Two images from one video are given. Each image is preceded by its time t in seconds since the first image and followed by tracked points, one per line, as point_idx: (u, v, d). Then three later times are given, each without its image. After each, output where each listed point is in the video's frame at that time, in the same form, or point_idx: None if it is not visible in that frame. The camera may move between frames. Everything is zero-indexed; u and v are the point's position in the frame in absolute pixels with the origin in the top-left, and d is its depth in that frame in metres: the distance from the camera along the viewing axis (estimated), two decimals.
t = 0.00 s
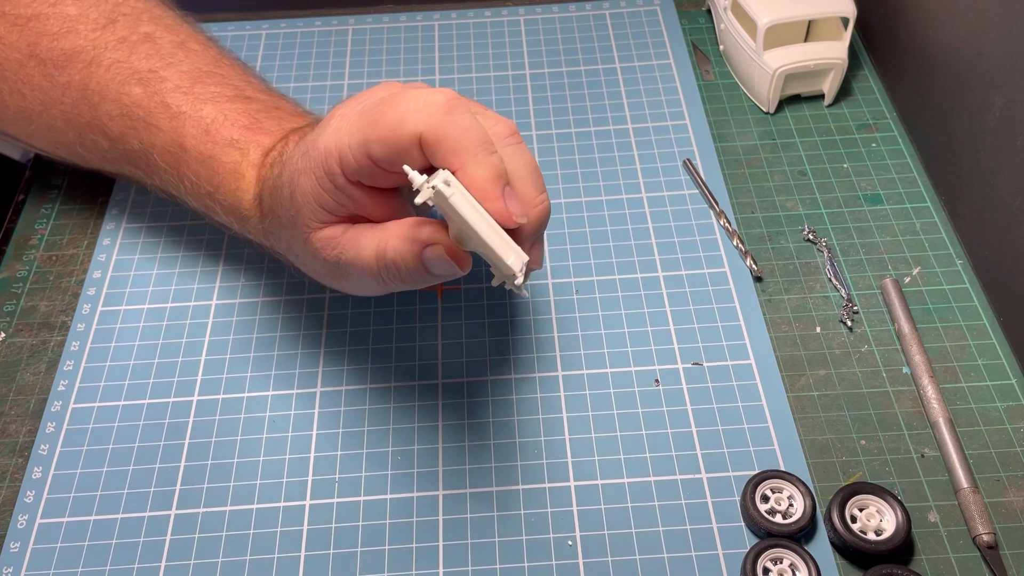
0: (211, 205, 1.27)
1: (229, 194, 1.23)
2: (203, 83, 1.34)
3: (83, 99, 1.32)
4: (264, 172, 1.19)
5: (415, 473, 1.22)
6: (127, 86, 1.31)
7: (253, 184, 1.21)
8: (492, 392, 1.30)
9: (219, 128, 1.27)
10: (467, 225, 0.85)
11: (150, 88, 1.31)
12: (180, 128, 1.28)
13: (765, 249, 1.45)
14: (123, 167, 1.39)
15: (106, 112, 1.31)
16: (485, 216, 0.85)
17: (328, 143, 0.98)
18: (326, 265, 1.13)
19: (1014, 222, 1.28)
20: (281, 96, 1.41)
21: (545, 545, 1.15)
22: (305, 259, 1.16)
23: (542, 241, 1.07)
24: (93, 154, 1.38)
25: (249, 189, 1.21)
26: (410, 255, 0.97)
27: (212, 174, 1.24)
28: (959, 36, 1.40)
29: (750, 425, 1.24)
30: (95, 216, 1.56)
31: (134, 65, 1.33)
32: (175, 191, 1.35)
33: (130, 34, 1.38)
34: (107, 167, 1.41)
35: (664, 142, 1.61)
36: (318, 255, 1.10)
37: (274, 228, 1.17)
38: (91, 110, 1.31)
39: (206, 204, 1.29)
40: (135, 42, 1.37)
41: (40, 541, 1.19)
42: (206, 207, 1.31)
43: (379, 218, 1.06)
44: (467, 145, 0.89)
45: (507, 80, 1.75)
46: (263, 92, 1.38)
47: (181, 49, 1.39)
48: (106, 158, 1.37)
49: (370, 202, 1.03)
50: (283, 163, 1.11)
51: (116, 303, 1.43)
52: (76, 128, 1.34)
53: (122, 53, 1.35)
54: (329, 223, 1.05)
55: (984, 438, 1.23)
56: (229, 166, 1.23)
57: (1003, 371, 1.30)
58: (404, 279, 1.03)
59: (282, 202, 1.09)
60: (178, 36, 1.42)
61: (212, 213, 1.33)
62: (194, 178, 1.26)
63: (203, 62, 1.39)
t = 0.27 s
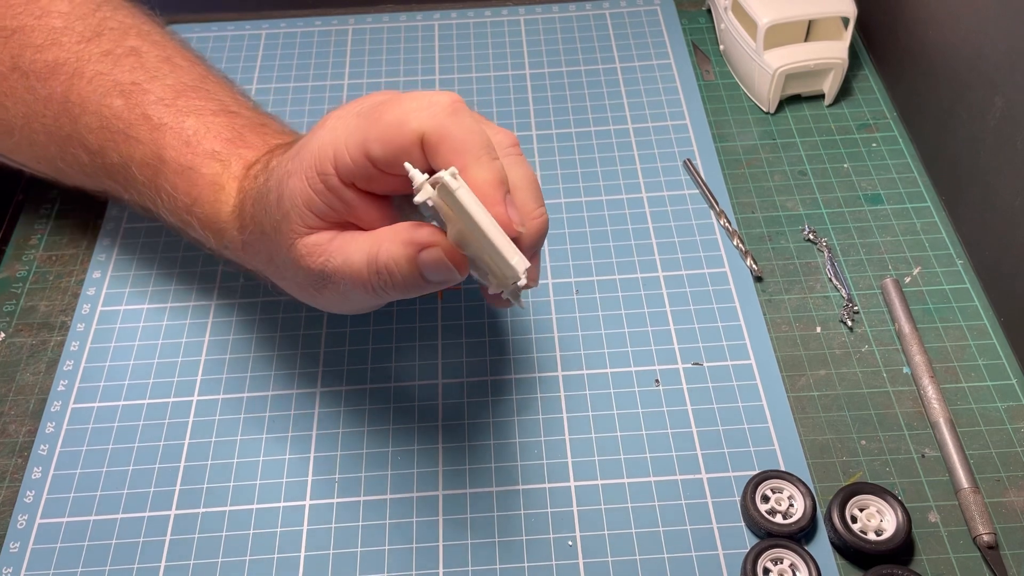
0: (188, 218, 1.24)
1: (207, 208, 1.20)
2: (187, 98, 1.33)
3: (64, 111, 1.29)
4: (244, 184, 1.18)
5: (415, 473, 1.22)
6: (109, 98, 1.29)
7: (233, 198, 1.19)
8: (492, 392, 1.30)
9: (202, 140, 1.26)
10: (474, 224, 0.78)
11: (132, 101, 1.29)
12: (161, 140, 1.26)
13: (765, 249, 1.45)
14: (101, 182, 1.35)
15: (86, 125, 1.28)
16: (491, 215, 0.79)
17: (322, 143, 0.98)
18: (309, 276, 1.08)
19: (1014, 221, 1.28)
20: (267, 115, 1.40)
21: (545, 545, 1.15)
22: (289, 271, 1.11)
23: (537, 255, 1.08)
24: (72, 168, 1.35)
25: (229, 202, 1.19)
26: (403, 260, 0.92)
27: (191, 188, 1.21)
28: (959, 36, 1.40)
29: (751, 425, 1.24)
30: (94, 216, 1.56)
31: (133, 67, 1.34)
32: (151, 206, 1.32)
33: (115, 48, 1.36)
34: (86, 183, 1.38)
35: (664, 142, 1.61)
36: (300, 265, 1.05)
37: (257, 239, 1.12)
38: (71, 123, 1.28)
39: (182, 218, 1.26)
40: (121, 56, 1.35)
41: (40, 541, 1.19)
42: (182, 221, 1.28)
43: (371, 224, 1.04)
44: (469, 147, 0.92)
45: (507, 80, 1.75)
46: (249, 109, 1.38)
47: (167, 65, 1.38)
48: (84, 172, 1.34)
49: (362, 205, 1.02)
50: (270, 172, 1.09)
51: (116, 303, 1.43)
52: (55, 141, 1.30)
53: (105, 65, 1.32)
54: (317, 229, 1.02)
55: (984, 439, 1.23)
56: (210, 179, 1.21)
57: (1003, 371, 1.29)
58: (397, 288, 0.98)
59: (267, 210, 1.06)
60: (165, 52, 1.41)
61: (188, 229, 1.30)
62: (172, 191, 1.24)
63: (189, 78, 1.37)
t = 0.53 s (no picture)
0: (167, 220, 1.23)
1: (190, 207, 1.20)
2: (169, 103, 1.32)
3: (43, 116, 1.27)
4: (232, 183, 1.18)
5: (415, 473, 1.22)
6: (90, 100, 1.28)
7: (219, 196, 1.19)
8: (493, 392, 1.30)
9: (185, 140, 1.26)
10: (515, 207, 0.76)
11: (113, 103, 1.28)
12: (142, 141, 1.25)
13: (765, 249, 1.45)
14: (79, 188, 1.34)
15: (65, 128, 1.27)
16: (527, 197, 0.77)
17: (338, 130, 0.99)
18: (308, 273, 1.03)
19: (1014, 221, 1.28)
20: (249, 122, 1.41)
21: (545, 545, 1.15)
22: (286, 271, 1.06)
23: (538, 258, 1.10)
24: (51, 174, 1.33)
25: (213, 201, 1.19)
26: (429, 242, 0.90)
27: (172, 190, 1.21)
28: (959, 35, 1.40)
29: (751, 425, 1.24)
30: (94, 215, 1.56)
31: (132, 74, 1.34)
32: (129, 211, 1.30)
33: (98, 52, 1.36)
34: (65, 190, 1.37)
35: (664, 142, 1.61)
36: (302, 259, 1.00)
37: (252, 238, 1.07)
38: (51, 127, 1.27)
39: (162, 221, 1.24)
40: (103, 60, 1.35)
41: (40, 541, 1.19)
42: (160, 225, 1.26)
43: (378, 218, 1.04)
44: (493, 138, 0.97)
45: (507, 80, 1.75)
46: (233, 115, 1.38)
47: (151, 70, 1.38)
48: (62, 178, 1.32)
49: (373, 194, 1.02)
50: (269, 169, 1.08)
51: (116, 303, 1.43)
52: (35, 147, 1.29)
53: (87, 68, 1.32)
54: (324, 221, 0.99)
55: (984, 439, 1.23)
56: (193, 179, 1.22)
57: (1003, 371, 1.29)
58: (414, 277, 0.95)
59: (267, 204, 1.02)
60: (149, 58, 1.41)
61: (166, 235, 1.29)
62: (153, 192, 1.23)
63: (173, 83, 1.37)
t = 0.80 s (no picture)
0: (131, 222, 1.22)
1: (156, 209, 1.19)
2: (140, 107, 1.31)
3: (12, 119, 1.26)
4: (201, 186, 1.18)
5: (415, 473, 1.22)
6: (59, 103, 1.27)
7: (186, 195, 1.20)
8: (492, 393, 1.30)
9: (154, 142, 1.26)
10: (502, 212, 0.76)
11: (83, 105, 1.28)
12: (110, 143, 1.25)
13: (765, 249, 1.45)
14: (46, 195, 1.32)
15: (35, 131, 1.26)
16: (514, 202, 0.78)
17: (317, 128, 0.98)
18: (280, 277, 1.00)
19: (1015, 221, 1.28)
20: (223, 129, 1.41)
21: (545, 545, 1.15)
22: (255, 273, 1.03)
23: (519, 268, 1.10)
24: (17, 178, 1.31)
25: (178, 203, 1.19)
26: (407, 244, 0.88)
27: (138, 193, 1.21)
28: (959, 35, 1.40)
29: (751, 425, 1.24)
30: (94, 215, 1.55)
31: (135, 89, 1.36)
32: (93, 214, 1.29)
33: (71, 55, 1.36)
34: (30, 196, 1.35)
35: (664, 142, 1.61)
36: (274, 261, 0.98)
37: (223, 238, 1.05)
38: (20, 130, 1.26)
39: (126, 224, 1.23)
40: (76, 63, 1.34)
41: (40, 541, 1.19)
42: (124, 228, 1.25)
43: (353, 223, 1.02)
44: (478, 143, 0.98)
45: (507, 80, 1.75)
46: (207, 120, 1.38)
47: (124, 74, 1.37)
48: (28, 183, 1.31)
49: (350, 196, 1.01)
50: (244, 170, 1.06)
51: (116, 303, 1.43)
52: (4, 151, 1.27)
53: (59, 71, 1.32)
54: (299, 220, 0.98)
55: (984, 439, 1.23)
56: (159, 180, 1.22)
57: (1004, 371, 1.29)
58: (389, 281, 0.92)
59: (241, 202, 1.01)
60: (124, 63, 1.40)
61: (130, 239, 1.27)
62: (119, 193, 1.22)
63: (145, 87, 1.37)
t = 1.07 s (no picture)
0: (115, 224, 1.22)
1: (139, 209, 1.19)
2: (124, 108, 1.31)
3: None
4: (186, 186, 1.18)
5: (415, 473, 1.22)
6: (44, 104, 1.27)
7: (171, 195, 1.20)
8: (492, 392, 1.30)
9: (138, 143, 1.26)
10: (484, 208, 0.76)
11: (68, 106, 1.28)
12: (94, 145, 1.25)
13: (765, 249, 1.45)
14: (30, 197, 1.32)
15: (19, 134, 1.26)
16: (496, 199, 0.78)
17: (299, 125, 0.98)
18: (259, 277, 0.98)
19: (1015, 221, 1.28)
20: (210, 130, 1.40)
21: (545, 545, 1.15)
22: (236, 272, 1.01)
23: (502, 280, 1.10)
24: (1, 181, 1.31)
25: (161, 203, 1.19)
26: (387, 241, 0.86)
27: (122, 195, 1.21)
28: (959, 35, 1.40)
29: (751, 425, 1.24)
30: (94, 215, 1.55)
31: (130, 89, 1.36)
32: (77, 216, 1.29)
33: (57, 57, 1.35)
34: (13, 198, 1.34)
35: (664, 142, 1.61)
36: (254, 259, 0.96)
37: (205, 237, 1.04)
38: (4, 132, 1.26)
39: (110, 225, 1.23)
40: (62, 65, 1.34)
41: (40, 541, 1.19)
42: (107, 230, 1.25)
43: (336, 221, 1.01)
44: (463, 139, 0.98)
45: (507, 79, 1.74)
46: (193, 121, 1.38)
47: (110, 76, 1.37)
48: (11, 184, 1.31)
49: (333, 193, 1.01)
50: (228, 169, 1.06)
51: (116, 303, 1.43)
52: None
53: (43, 73, 1.31)
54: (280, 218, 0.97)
55: (985, 439, 1.23)
56: (143, 180, 1.22)
57: (1004, 371, 1.29)
58: (369, 280, 0.90)
59: (223, 200, 1.00)
60: (110, 65, 1.40)
61: (112, 241, 1.27)
62: (102, 194, 1.23)
63: (131, 87, 1.37)
